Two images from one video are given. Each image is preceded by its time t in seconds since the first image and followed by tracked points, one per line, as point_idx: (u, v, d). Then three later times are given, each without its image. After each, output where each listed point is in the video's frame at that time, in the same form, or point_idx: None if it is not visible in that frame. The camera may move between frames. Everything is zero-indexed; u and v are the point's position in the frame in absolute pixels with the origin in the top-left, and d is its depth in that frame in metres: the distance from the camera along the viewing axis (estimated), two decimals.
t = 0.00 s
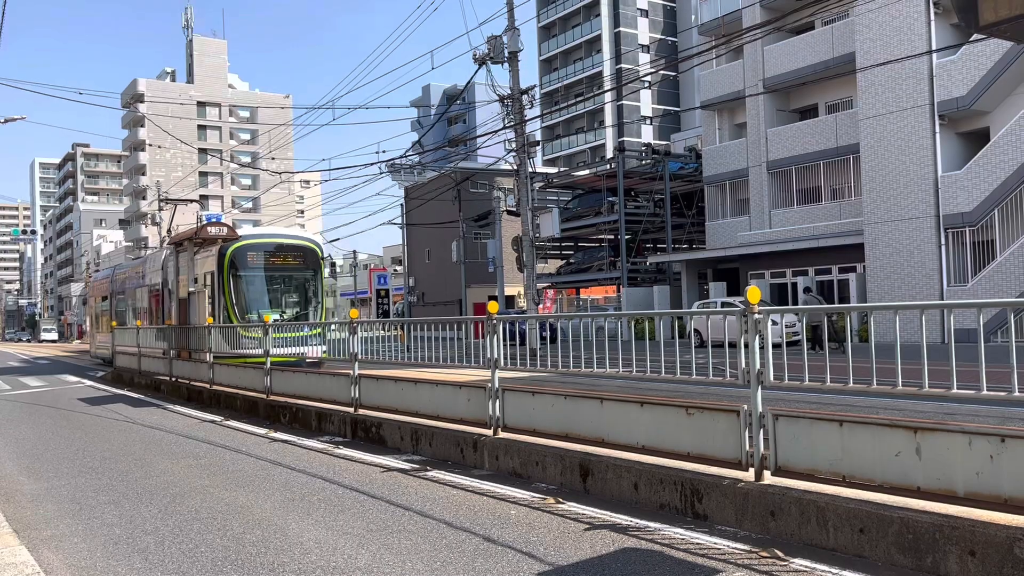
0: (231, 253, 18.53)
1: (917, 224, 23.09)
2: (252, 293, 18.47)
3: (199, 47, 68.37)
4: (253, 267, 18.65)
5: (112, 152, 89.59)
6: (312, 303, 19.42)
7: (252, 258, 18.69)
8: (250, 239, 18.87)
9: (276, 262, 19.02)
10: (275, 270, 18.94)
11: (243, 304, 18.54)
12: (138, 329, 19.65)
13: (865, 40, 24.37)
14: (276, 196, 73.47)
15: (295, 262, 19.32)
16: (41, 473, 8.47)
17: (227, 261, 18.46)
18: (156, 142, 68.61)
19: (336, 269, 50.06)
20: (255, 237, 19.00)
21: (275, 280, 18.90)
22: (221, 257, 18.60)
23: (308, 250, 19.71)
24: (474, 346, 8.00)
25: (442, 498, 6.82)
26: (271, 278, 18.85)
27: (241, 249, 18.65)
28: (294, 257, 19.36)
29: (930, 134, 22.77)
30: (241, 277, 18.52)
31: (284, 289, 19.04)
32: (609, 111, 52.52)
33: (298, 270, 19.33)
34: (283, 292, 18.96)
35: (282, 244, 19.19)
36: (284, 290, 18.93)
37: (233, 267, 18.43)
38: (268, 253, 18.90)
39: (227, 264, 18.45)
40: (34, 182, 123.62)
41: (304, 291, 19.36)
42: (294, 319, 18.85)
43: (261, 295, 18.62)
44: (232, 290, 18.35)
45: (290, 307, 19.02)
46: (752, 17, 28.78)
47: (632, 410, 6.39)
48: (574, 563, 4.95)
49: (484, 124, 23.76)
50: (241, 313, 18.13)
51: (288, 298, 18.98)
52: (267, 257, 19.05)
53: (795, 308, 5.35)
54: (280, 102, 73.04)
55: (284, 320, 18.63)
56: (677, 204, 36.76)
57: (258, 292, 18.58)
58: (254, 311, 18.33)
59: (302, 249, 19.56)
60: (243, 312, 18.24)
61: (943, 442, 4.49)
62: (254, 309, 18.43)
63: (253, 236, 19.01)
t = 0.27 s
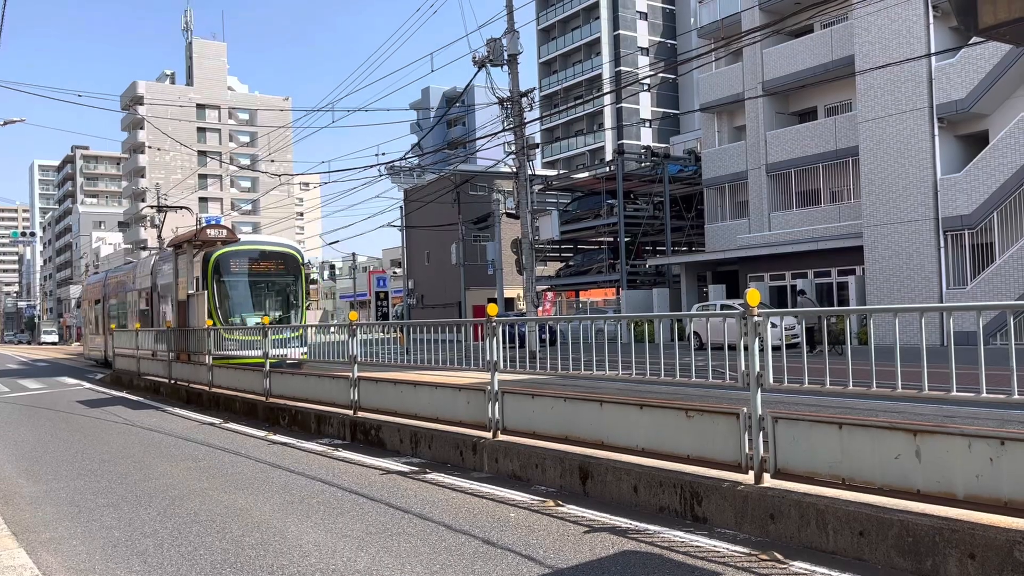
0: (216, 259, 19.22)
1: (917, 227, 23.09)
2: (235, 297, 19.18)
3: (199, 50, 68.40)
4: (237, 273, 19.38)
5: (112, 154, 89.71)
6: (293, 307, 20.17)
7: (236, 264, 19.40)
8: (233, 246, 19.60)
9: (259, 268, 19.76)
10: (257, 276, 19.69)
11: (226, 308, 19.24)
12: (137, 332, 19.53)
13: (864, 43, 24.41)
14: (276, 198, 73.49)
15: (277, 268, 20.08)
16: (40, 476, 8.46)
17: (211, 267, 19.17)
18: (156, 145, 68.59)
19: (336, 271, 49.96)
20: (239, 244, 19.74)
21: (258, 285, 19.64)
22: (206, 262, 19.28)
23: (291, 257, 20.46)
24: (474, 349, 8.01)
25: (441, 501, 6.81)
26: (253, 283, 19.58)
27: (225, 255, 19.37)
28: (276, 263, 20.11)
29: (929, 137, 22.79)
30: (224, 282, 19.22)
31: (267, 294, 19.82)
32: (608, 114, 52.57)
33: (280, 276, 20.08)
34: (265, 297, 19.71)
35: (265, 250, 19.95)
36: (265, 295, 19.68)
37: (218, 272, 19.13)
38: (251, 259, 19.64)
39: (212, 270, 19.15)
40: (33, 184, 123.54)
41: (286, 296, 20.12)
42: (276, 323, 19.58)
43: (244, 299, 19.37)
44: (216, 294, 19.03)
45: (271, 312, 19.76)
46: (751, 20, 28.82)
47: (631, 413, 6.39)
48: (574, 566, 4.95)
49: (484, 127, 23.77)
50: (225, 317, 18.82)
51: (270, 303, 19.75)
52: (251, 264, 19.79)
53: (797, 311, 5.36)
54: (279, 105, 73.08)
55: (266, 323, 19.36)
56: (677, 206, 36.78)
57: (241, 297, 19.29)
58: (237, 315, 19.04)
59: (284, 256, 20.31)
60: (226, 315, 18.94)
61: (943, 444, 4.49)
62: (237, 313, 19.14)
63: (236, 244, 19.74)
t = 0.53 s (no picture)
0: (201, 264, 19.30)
1: (916, 229, 23.10)
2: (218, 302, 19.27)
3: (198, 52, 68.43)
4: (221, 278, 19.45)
5: (111, 157, 89.73)
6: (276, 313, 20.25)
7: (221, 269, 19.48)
8: (219, 251, 19.64)
9: (243, 274, 19.81)
10: (242, 282, 19.75)
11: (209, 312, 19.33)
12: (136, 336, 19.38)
13: (863, 46, 24.44)
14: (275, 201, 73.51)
15: (261, 274, 20.14)
16: (38, 478, 8.44)
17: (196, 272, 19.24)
18: (155, 147, 68.59)
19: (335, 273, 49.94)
20: (224, 250, 19.77)
21: (242, 290, 19.72)
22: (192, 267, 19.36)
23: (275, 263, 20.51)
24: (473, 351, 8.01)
25: (441, 504, 6.80)
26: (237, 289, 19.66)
27: (209, 261, 19.42)
28: (260, 269, 20.16)
29: (928, 139, 22.81)
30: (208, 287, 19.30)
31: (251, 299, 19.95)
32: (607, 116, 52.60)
33: (264, 281, 20.15)
34: (248, 302, 19.79)
35: (250, 256, 19.98)
36: (249, 300, 19.77)
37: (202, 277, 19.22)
38: (236, 265, 19.68)
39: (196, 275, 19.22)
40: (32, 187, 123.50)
41: (269, 301, 20.19)
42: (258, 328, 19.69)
43: (227, 305, 19.46)
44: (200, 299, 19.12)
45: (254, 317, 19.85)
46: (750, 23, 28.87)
47: (630, 415, 6.38)
48: (574, 569, 4.94)
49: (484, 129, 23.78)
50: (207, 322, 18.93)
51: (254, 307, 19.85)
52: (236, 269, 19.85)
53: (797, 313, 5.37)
54: (279, 107, 73.13)
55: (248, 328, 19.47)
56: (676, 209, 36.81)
57: (224, 302, 19.39)
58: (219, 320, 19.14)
59: (269, 262, 20.35)
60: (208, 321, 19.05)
61: (942, 447, 4.49)
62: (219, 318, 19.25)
63: (221, 249, 19.77)
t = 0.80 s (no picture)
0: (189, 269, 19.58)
1: (916, 231, 23.11)
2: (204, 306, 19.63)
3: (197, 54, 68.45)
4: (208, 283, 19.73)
5: (110, 159, 89.72)
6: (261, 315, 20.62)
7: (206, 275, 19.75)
8: (205, 256, 19.89)
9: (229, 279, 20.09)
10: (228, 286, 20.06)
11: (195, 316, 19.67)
12: (134, 338, 19.35)
13: (862, 48, 24.47)
14: (274, 203, 73.51)
15: (245, 277, 20.43)
16: (36, 480, 8.43)
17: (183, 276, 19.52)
18: (154, 149, 68.57)
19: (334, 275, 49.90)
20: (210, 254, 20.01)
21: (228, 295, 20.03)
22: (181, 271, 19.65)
23: (258, 266, 20.79)
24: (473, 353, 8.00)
25: (440, 506, 6.79)
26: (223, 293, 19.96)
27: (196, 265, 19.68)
28: (245, 273, 20.44)
29: (926, 142, 22.84)
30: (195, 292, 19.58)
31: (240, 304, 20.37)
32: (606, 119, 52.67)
33: (249, 285, 20.46)
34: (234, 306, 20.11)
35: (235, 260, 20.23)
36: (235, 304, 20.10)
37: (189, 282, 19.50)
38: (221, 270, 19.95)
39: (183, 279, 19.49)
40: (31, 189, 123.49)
41: (254, 304, 20.56)
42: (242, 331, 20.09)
43: (213, 308, 19.83)
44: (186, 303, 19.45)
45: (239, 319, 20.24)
46: (748, 26, 28.90)
47: (630, 417, 6.37)
48: (573, 571, 4.94)
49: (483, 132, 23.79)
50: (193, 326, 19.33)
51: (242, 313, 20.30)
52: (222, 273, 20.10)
53: (796, 315, 5.38)
54: (278, 109, 73.16)
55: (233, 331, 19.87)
56: (675, 212, 36.83)
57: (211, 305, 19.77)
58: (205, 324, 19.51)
59: (252, 265, 20.63)
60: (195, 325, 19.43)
61: (942, 449, 4.49)
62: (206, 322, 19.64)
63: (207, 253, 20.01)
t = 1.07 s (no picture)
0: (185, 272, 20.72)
1: (914, 234, 23.14)
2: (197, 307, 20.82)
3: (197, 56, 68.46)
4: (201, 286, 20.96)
5: (109, 160, 89.73)
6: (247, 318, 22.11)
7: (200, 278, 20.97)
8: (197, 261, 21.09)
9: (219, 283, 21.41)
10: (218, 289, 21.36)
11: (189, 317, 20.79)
12: (133, 341, 19.34)
13: (861, 51, 24.49)
14: (273, 205, 73.48)
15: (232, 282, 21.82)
16: (34, 482, 8.41)
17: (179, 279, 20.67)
18: (154, 151, 68.55)
19: (333, 277, 49.88)
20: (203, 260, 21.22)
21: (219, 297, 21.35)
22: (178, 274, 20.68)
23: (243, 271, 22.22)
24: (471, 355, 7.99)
25: (439, 508, 6.78)
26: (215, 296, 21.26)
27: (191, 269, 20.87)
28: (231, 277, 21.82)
29: (925, 144, 22.87)
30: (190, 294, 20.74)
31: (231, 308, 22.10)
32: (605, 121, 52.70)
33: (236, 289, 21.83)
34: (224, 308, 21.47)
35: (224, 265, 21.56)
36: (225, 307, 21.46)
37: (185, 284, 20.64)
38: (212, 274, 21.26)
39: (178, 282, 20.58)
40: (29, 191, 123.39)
41: (241, 307, 21.99)
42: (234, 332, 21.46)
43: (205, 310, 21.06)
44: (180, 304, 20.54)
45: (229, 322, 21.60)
46: (747, 28, 28.93)
47: (629, 419, 6.37)
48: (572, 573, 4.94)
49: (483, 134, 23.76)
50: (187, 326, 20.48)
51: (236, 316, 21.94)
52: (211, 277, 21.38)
53: (795, 317, 5.37)
54: (277, 111, 73.19)
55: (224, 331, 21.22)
56: (674, 214, 36.87)
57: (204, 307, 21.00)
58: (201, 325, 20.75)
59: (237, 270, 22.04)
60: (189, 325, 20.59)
61: (940, 451, 4.49)
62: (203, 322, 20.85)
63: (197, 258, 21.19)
